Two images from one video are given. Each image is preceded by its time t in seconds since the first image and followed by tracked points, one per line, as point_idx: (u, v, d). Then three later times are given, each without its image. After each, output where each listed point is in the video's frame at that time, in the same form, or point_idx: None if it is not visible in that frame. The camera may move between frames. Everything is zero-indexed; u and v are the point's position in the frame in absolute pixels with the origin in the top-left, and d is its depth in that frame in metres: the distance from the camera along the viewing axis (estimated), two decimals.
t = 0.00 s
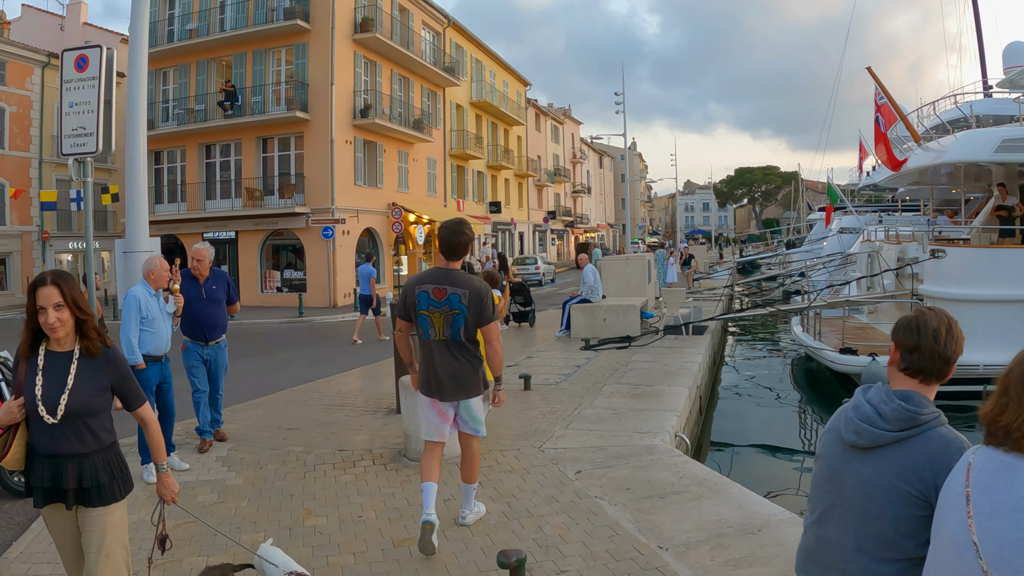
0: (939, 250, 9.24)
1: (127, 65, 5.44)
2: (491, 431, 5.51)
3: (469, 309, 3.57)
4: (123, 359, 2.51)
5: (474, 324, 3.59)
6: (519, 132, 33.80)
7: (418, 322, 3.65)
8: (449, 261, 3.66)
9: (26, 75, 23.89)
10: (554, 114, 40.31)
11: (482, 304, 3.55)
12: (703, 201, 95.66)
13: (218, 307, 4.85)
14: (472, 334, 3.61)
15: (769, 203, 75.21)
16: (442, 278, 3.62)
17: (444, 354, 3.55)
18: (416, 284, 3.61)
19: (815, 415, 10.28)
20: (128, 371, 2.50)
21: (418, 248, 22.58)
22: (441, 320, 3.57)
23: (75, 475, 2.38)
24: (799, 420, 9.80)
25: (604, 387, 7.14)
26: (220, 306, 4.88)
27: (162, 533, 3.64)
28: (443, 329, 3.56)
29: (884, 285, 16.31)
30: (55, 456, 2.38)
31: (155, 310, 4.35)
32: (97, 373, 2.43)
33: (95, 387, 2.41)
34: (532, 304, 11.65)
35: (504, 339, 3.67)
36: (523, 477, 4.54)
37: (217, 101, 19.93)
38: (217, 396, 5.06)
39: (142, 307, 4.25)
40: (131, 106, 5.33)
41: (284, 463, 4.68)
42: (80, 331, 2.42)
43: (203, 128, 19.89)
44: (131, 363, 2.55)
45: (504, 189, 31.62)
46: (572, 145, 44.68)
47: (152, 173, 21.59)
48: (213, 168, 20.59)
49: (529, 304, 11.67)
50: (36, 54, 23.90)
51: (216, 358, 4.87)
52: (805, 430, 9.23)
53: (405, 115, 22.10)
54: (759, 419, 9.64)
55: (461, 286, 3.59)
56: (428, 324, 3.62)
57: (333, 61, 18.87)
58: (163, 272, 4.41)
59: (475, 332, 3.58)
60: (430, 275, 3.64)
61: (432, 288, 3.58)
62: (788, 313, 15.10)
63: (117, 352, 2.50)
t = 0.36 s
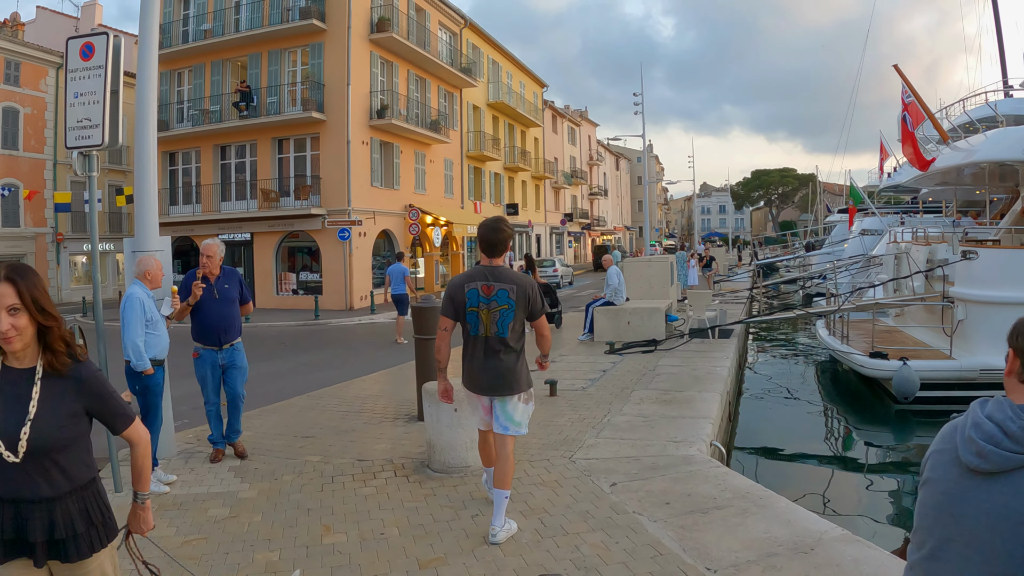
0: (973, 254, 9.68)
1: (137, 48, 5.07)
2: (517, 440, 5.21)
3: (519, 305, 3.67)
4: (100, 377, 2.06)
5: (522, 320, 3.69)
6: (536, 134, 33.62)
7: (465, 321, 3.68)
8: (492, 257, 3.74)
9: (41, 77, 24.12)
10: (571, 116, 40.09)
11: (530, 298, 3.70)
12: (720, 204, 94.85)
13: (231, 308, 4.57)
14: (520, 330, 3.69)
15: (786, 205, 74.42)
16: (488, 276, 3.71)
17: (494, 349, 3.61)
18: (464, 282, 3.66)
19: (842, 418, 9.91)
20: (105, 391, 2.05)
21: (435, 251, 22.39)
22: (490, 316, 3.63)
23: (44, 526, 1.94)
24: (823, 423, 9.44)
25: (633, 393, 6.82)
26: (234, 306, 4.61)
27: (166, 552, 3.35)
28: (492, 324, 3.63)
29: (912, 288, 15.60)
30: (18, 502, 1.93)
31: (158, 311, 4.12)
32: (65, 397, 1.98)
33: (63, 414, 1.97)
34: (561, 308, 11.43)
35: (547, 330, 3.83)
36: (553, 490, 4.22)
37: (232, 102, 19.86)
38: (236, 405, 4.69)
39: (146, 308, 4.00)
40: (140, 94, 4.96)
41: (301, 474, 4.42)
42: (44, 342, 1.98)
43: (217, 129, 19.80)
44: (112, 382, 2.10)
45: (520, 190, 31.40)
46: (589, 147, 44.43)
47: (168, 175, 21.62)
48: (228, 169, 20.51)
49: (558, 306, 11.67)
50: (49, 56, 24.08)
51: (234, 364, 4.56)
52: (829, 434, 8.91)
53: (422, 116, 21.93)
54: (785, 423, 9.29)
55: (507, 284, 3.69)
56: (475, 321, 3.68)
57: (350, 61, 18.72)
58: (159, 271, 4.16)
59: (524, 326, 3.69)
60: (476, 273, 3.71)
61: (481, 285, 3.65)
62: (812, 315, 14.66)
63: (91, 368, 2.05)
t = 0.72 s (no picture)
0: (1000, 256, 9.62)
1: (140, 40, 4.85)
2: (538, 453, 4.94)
3: (545, 301, 3.77)
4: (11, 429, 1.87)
5: (548, 315, 3.79)
6: (551, 139, 33.44)
7: (493, 317, 3.79)
8: (518, 256, 3.85)
9: (52, 81, 24.27)
10: (585, 120, 39.86)
11: (557, 296, 3.79)
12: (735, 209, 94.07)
13: (247, 318, 4.20)
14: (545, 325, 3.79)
15: (801, 210, 73.61)
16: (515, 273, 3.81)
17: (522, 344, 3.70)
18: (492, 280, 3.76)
19: (862, 422, 9.61)
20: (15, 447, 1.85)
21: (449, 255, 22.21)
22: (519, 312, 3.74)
23: None
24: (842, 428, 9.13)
25: (657, 402, 6.52)
26: (251, 316, 4.24)
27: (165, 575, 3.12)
28: (521, 320, 3.73)
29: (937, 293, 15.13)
30: None
31: (155, 318, 3.88)
32: None
33: None
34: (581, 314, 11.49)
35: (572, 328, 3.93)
36: (578, 509, 3.95)
37: (245, 105, 19.79)
38: (251, 431, 4.17)
39: (140, 315, 3.77)
40: (143, 91, 4.74)
41: (311, 489, 4.18)
42: None
43: (230, 133, 19.73)
44: (27, 437, 1.89)
45: (535, 195, 31.19)
46: (604, 152, 44.15)
47: (180, 179, 21.65)
48: (240, 173, 20.45)
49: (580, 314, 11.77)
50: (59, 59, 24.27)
51: (246, 380, 4.18)
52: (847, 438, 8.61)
53: (436, 120, 21.78)
54: (805, 427, 8.98)
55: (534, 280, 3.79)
56: (502, 318, 3.77)
57: (363, 64, 18.59)
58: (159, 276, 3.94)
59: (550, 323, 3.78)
60: (505, 270, 3.81)
61: (508, 283, 3.74)
62: (833, 320, 14.26)
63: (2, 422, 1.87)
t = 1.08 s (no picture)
0: None
1: (138, 35, 4.68)
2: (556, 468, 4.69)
3: (569, 309, 3.71)
4: None
5: (572, 324, 3.74)
6: (562, 143, 33.28)
7: (515, 323, 3.78)
8: (542, 263, 3.80)
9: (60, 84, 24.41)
10: (596, 125, 39.65)
11: (581, 303, 3.73)
12: (747, 214, 93.45)
13: (255, 327, 3.90)
14: (569, 333, 3.74)
15: (813, 215, 72.94)
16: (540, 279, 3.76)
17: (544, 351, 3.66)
18: (517, 285, 3.75)
19: (883, 431, 9.36)
20: None
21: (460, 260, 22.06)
22: (542, 318, 3.69)
23: None
24: (861, 435, 8.89)
25: (677, 413, 6.27)
26: (261, 324, 3.94)
27: None
28: (544, 326, 3.69)
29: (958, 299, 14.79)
30: None
31: (142, 329, 3.62)
32: None
33: None
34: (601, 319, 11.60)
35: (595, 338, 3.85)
36: (600, 531, 3.69)
37: (254, 109, 19.72)
38: (254, 444, 3.97)
39: (122, 325, 3.53)
40: (142, 89, 4.58)
41: (317, 508, 3.96)
42: None
43: (239, 136, 19.66)
44: None
45: (547, 200, 31.02)
46: (615, 156, 43.92)
47: (189, 183, 21.67)
48: (249, 177, 20.39)
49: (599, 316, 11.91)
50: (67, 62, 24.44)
51: (252, 394, 3.90)
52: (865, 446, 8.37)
53: (447, 123, 21.64)
54: (824, 436, 8.71)
55: (559, 288, 3.73)
56: (525, 323, 3.75)
57: (373, 66, 18.45)
58: (155, 283, 3.68)
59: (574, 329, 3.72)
60: (529, 277, 3.78)
61: (532, 288, 3.72)
62: (851, 326, 13.94)
63: None
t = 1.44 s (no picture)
0: None
1: (137, 26, 4.49)
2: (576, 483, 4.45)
3: (595, 306, 4.17)
4: None
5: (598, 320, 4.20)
6: (571, 147, 33.10)
7: (547, 319, 4.19)
8: (569, 263, 4.28)
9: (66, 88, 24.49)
10: (605, 129, 39.43)
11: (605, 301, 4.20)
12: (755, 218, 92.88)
13: (254, 343, 3.52)
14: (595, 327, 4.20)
15: (821, 219, 72.37)
16: (569, 278, 4.21)
17: (574, 344, 4.11)
18: (549, 284, 4.17)
19: (904, 439, 9.07)
20: None
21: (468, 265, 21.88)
22: (572, 314, 4.15)
23: None
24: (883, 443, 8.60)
25: (699, 422, 6.00)
26: (263, 339, 3.57)
27: None
28: (574, 321, 4.14)
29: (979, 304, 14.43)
30: None
31: (111, 343, 3.31)
32: None
33: None
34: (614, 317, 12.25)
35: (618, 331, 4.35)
36: (627, 553, 3.44)
37: (260, 112, 19.60)
38: (258, 466, 3.66)
39: (90, 340, 3.27)
40: (141, 82, 4.39)
41: (323, 526, 3.73)
42: None
43: (245, 140, 19.55)
44: None
45: (555, 204, 30.82)
46: (623, 160, 43.69)
47: (195, 187, 21.58)
48: (256, 181, 20.26)
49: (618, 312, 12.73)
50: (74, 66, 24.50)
51: (257, 416, 3.55)
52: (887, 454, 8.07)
53: (455, 127, 21.47)
54: (844, 443, 8.43)
55: (585, 287, 4.20)
56: (556, 319, 4.17)
57: (381, 69, 18.29)
58: (124, 293, 3.31)
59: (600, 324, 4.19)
60: (559, 275, 4.23)
61: (563, 287, 4.17)
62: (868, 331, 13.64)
63: None
